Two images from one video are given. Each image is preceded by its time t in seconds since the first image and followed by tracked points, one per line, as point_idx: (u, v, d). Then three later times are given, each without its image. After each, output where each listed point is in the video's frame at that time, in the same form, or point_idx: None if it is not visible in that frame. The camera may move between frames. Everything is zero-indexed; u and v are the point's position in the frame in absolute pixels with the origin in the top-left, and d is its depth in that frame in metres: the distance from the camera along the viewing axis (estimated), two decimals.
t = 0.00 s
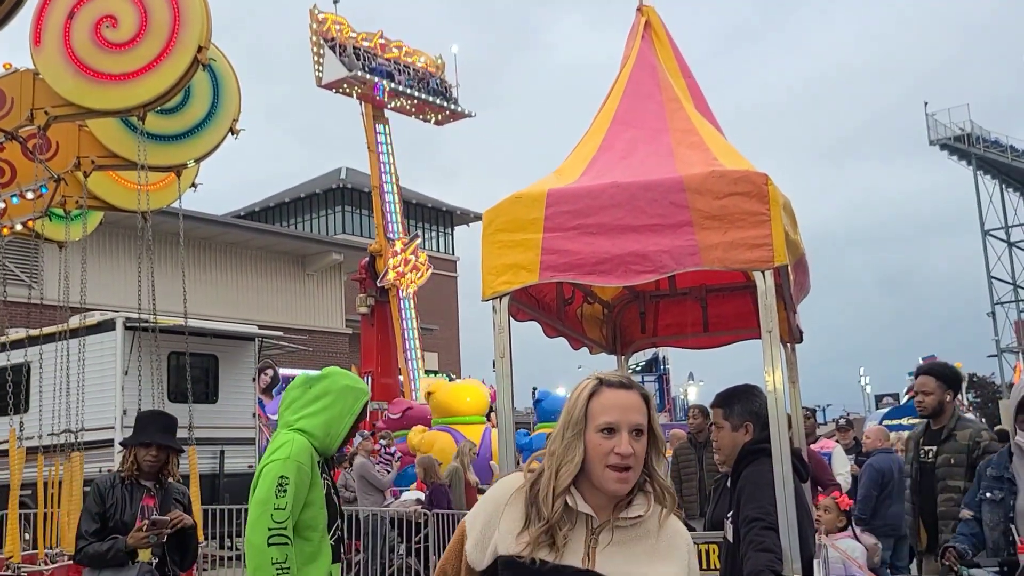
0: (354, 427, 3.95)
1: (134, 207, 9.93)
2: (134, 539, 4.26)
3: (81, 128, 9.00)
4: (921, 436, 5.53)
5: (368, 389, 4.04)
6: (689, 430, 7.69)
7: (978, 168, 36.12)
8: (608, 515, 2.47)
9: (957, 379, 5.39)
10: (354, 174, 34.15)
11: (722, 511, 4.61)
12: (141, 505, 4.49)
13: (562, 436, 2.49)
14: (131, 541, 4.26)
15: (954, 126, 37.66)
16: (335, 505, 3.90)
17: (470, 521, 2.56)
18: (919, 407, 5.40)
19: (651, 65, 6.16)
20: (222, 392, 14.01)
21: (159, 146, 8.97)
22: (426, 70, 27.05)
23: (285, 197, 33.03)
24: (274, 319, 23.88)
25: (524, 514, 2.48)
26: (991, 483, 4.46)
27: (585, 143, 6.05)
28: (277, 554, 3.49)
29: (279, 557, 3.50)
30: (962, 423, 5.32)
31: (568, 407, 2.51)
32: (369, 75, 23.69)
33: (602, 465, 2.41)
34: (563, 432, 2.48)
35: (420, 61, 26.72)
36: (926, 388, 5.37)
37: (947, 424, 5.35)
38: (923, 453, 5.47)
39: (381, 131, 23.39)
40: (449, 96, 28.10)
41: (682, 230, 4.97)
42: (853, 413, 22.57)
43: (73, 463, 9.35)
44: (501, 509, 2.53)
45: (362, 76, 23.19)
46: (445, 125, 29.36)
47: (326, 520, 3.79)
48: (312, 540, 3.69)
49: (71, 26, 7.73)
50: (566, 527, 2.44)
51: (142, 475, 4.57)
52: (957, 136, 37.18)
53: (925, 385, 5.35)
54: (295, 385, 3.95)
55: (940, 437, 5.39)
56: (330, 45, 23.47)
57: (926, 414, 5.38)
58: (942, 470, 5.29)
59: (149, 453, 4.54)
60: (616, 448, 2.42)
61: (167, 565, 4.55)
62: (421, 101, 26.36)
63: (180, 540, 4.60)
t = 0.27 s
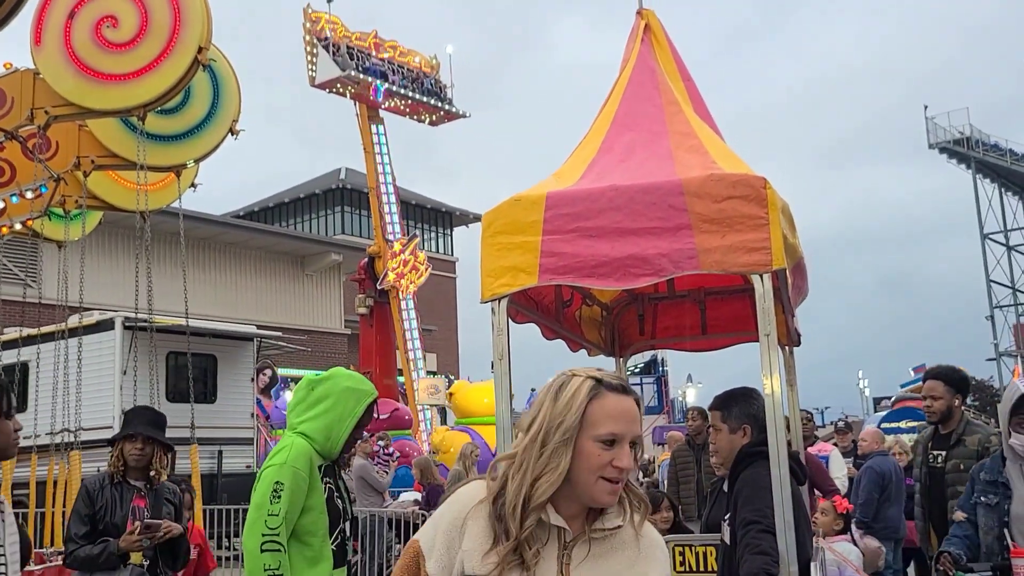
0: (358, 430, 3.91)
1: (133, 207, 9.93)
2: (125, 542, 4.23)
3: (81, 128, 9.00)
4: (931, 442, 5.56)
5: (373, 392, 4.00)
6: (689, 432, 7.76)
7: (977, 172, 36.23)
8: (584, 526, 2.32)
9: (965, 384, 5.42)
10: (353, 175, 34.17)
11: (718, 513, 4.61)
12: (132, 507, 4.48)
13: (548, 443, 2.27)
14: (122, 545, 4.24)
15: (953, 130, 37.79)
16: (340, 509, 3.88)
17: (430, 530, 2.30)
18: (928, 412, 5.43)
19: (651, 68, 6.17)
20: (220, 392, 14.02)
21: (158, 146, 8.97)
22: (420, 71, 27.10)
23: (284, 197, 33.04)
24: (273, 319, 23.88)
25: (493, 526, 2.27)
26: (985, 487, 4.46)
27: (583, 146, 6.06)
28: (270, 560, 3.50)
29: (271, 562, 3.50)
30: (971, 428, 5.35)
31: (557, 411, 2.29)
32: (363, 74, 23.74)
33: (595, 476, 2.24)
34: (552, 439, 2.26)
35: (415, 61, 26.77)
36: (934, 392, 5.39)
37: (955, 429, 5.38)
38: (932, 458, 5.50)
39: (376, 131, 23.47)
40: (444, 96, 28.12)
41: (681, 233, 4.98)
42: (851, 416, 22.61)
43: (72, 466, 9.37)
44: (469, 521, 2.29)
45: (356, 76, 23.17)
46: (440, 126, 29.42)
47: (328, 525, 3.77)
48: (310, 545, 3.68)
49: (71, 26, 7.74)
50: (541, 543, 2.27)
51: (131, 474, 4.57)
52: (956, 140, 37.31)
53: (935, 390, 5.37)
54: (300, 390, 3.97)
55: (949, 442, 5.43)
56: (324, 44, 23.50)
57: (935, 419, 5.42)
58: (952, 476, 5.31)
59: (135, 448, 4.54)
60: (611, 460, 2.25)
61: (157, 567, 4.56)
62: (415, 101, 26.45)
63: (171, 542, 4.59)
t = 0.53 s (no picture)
0: (380, 435, 3.80)
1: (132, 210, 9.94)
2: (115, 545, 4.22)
3: (81, 131, 9.00)
4: (932, 446, 5.55)
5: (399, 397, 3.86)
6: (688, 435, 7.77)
7: (976, 176, 36.24)
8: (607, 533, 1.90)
9: (965, 389, 5.43)
10: (352, 177, 34.18)
11: (717, 517, 4.61)
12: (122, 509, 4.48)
13: (580, 438, 1.86)
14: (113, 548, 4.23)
15: (952, 134, 37.83)
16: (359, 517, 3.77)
17: (431, 547, 1.78)
18: (926, 415, 5.44)
19: (651, 72, 6.19)
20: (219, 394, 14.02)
21: (158, 149, 8.97)
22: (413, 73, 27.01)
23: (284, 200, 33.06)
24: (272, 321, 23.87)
25: (513, 539, 1.81)
26: (981, 492, 4.47)
27: (583, 150, 6.07)
28: (276, 560, 3.42)
29: (279, 563, 3.42)
30: (972, 432, 5.34)
31: (591, 403, 1.88)
32: (355, 77, 23.73)
33: (626, 474, 1.89)
34: (590, 435, 1.85)
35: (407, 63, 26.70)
36: (932, 397, 5.41)
37: (955, 433, 5.38)
38: (933, 463, 5.49)
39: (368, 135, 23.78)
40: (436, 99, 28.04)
41: (680, 237, 4.99)
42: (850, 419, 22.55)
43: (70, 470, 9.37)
44: (486, 534, 1.80)
45: (346, 78, 23.20)
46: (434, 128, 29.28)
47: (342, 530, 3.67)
48: (324, 548, 3.59)
49: (70, 28, 7.74)
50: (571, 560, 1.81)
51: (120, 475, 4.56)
52: (954, 144, 37.33)
53: (933, 394, 5.39)
54: (326, 395, 3.87)
55: (950, 446, 5.42)
56: (314, 47, 23.47)
57: (934, 423, 5.43)
58: (954, 480, 5.30)
59: (125, 449, 4.53)
60: (645, 456, 1.91)
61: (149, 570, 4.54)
62: (407, 103, 26.35)
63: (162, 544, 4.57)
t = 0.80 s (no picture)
0: (418, 429, 3.79)
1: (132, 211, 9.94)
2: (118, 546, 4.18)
3: (82, 132, 9.00)
4: (931, 448, 5.57)
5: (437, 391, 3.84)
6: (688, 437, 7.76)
7: (975, 178, 36.24)
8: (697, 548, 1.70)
9: (962, 391, 5.47)
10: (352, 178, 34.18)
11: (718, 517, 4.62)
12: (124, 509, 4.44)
13: (686, 443, 1.66)
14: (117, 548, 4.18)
15: (951, 136, 37.83)
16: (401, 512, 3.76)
17: (518, 559, 1.57)
18: (923, 415, 5.52)
19: (651, 74, 6.20)
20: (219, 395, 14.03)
21: (158, 150, 8.98)
22: (404, 74, 26.67)
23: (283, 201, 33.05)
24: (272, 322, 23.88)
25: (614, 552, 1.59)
26: (979, 494, 4.47)
27: (584, 152, 6.07)
28: (315, 554, 3.44)
29: (317, 558, 3.43)
30: (966, 433, 5.33)
31: (690, 410, 1.68)
32: (344, 77, 23.35)
33: (730, 483, 1.71)
34: (693, 445, 1.64)
35: (398, 65, 26.37)
36: (929, 398, 5.50)
37: (952, 434, 5.39)
38: (930, 464, 5.49)
39: (364, 136, 23.54)
40: (427, 101, 27.68)
41: (681, 238, 4.99)
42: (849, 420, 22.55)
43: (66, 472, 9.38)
44: (582, 551, 1.58)
45: (336, 79, 22.86)
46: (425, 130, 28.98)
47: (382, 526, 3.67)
48: (362, 544, 3.61)
49: (72, 30, 7.75)
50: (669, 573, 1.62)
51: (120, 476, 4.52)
52: (954, 146, 37.33)
53: (928, 395, 5.48)
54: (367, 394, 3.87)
55: (947, 447, 5.43)
56: (304, 48, 23.37)
57: (931, 423, 5.49)
58: (949, 482, 5.25)
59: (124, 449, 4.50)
60: (749, 463, 1.73)
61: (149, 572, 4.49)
62: (398, 105, 26.00)
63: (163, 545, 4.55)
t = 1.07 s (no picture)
0: (449, 425, 3.81)
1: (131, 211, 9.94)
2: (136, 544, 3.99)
3: (81, 132, 8.99)
4: (925, 450, 5.54)
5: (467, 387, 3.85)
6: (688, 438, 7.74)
7: (975, 181, 36.25)
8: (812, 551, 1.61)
9: (956, 393, 5.42)
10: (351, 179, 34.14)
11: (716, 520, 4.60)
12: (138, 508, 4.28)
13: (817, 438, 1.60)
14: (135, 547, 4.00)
15: (951, 138, 37.84)
16: (432, 509, 3.78)
17: (662, 558, 1.42)
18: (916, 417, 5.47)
19: (652, 75, 6.19)
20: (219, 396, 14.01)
21: (158, 151, 8.98)
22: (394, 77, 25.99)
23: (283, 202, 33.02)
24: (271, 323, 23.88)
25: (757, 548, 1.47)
26: (983, 498, 4.47)
27: (585, 153, 6.06)
28: (344, 549, 3.52)
29: (346, 552, 3.51)
30: (961, 434, 5.30)
31: (829, 410, 1.64)
32: (331, 80, 22.74)
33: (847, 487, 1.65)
34: (842, 450, 1.61)
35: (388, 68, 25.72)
36: (922, 399, 5.46)
37: (945, 436, 5.36)
38: (926, 465, 5.49)
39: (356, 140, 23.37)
40: (417, 104, 27.06)
41: (682, 240, 4.99)
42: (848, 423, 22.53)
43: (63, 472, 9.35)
44: (740, 554, 1.44)
45: (322, 81, 22.40)
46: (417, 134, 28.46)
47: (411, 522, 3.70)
48: (391, 540, 3.64)
49: (72, 30, 7.74)
50: None
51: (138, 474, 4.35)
52: (954, 149, 37.33)
53: (922, 396, 5.45)
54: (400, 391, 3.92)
55: (940, 449, 5.40)
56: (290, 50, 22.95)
57: (924, 424, 5.44)
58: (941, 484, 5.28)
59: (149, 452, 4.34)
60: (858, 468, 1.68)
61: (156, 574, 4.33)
62: (388, 109, 25.27)
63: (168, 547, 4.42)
